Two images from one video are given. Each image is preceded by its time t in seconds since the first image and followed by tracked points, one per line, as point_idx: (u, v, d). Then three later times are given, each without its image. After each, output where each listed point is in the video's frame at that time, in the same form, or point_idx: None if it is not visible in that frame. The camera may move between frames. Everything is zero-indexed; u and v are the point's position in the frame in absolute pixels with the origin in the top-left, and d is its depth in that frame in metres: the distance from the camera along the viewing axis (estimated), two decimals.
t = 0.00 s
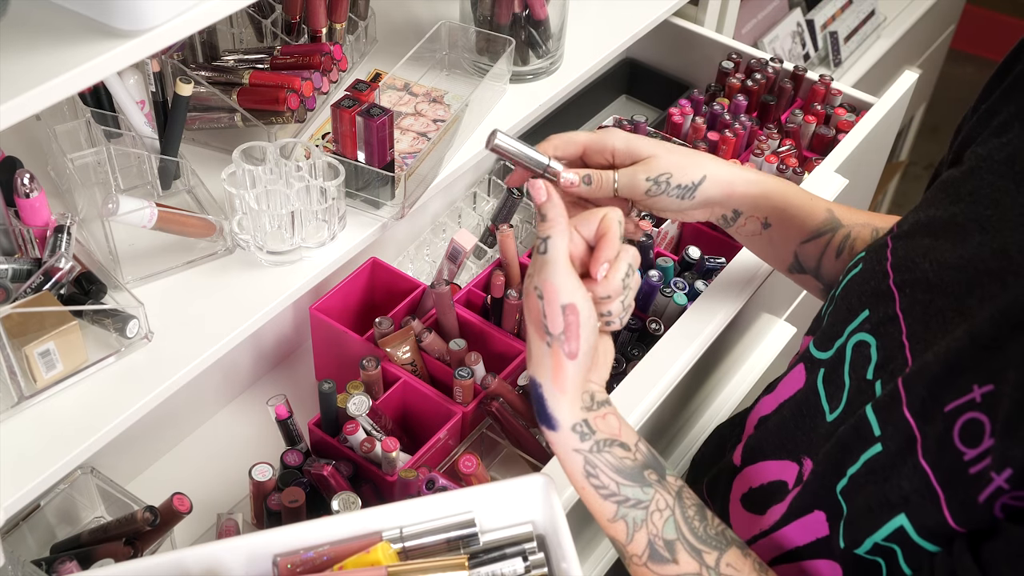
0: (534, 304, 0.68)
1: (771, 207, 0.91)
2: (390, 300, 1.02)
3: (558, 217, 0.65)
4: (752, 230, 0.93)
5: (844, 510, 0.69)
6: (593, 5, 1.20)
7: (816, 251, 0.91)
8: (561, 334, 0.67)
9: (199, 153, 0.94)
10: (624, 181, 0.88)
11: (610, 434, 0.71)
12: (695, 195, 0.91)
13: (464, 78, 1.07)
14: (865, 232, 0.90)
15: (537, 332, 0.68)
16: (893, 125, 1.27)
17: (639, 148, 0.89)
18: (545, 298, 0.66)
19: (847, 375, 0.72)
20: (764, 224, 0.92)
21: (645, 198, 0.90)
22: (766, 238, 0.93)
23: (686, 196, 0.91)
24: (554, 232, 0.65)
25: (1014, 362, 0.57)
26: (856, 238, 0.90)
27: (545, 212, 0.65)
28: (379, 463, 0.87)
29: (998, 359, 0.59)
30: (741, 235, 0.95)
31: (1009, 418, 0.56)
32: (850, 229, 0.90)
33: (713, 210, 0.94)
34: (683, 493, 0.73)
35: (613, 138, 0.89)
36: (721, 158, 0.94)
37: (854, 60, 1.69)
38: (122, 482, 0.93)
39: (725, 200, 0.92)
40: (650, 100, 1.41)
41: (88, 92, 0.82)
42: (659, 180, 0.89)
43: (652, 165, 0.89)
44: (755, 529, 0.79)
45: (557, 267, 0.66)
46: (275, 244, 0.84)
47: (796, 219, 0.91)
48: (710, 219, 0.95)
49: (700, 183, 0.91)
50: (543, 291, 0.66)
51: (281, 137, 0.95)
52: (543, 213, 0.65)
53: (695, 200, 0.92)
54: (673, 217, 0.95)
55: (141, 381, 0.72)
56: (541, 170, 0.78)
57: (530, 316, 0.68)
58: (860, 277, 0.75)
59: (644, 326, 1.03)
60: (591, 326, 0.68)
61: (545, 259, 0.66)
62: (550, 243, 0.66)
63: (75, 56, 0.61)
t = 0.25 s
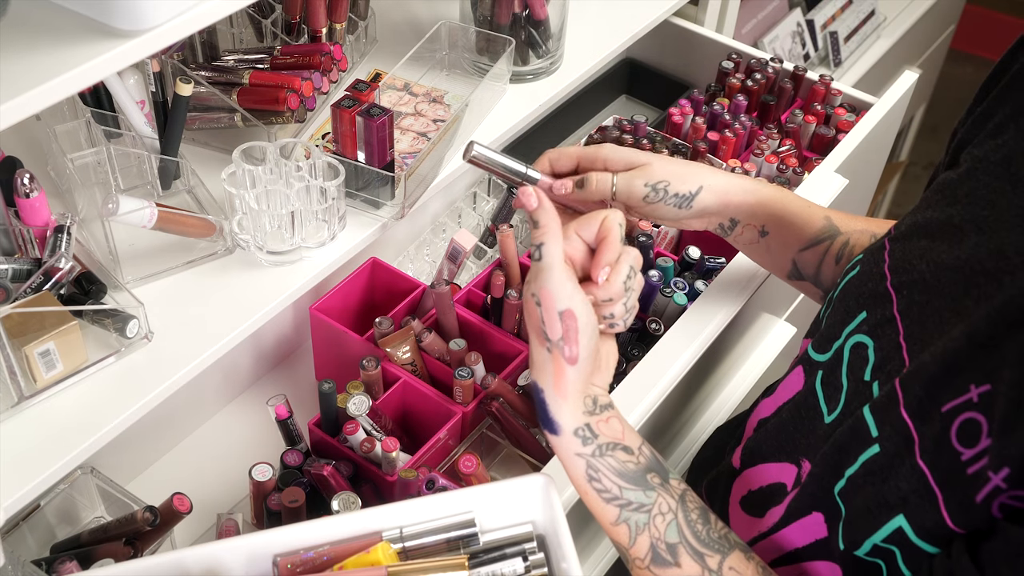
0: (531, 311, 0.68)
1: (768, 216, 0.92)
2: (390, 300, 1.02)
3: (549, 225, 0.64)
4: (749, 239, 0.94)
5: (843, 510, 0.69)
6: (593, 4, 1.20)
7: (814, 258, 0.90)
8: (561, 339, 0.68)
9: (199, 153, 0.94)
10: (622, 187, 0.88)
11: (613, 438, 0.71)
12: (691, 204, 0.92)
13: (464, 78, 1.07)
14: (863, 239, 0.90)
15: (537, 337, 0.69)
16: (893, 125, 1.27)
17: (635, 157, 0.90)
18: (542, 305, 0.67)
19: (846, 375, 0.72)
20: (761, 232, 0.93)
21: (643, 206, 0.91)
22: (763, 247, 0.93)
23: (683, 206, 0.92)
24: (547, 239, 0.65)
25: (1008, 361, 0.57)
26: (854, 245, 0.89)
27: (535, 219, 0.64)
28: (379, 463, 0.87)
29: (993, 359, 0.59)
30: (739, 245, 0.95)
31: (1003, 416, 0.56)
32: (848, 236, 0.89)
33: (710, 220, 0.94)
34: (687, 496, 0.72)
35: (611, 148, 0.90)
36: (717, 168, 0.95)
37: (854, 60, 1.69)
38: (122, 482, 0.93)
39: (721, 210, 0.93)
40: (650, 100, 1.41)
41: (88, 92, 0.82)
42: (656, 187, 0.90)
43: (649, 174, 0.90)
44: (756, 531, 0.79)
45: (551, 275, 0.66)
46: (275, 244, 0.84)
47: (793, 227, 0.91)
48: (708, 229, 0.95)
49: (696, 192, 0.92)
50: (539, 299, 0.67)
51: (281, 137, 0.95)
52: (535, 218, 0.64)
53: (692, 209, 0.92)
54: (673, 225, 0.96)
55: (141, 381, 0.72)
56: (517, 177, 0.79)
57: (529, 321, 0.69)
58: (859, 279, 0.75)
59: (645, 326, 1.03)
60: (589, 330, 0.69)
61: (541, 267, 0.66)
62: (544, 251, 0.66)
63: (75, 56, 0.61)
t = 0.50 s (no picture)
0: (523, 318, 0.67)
1: (772, 213, 0.92)
2: (389, 300, 1.02)
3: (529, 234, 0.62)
4: (753, 237, 0.94)
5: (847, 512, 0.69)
6: (593, 4, 1.20)
7: (817, 257, 0.91)
8: (555, 344, 0.67)
9: (199, 153, 0.94)
10: (628, 186, 0.87)
11: (618, 440, 0.71)
12: (697, 200, 0.91)
13: (464, 78, 1.07)
14: (865, 237, 0.90)
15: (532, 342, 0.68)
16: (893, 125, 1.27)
17: (640, 155, 0.89)
18: (533, 312, 0.66)
19: (848, 377, 0.72)
20: (765, 229, 0.93)
21: (648, 203, 0.90)
22: (766, 245, 0.93)
23: (688, 202, 0.91)
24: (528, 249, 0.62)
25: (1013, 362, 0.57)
26: (857, 243, 0.90)
27: (515, 228, 0.61)
28: (379, 463, 0.87)
29: (997, 360, 0.59)
30: (741, 242, 0.95)
31: (1008, 419, 0.56)
32: (851, 235, 0.90)
33: (714, 217, 0.94)
34: (691, 498, 0.73)
35: (614, 143, 0.89)
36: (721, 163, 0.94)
37: (854, 60, 1.69)
38: (122, 482, 0.93)
39: (725, 207, 0.93)
40: (649, 100, 1.41)
41: (88, 92, 0.82)
42: (661, 184, 0.89)
43: (654, 171, 0.89)
44: (758, 532, 0.80)
45: (537, 282, 0.65)
46: (275, 244, 0.84)
47: (797, 225, 0.91)
48: (710, 226, 0.95)
49: (701, 189, 0.91)
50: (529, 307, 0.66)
51: (281, 137, 0.95)
52: (514, 227, 0.62)
53: (696, 205, 0.92)
54: (675, 222, 0.95)
55: (140, 381, 0.72)
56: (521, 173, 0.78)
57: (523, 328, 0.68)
58: (862, 280, 0.75)
59: (645, 326, 1.03)
60: (583, 331, 0.68)
61: (526, 276, 0.65)
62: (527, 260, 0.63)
63: (74, 56, 0.61)
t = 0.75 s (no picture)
0: (507, 335, 0.67)
1: (782, 213, 0.92)
2: (390, 300, 1.02)
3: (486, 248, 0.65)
4: (760, 236, 0.94)
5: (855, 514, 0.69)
6: (592, 4, 1.20)
7: (824, 257, 0.91)
8: (542, 348, 0.66)
9: (199, 153, 0.94)
10: (639, 186, 0.87)
11: (631, 440, 0.71)
12: (707, 198, 0.91)
13: (464, 78, 1.07)
14: (872, 238, 0.90)
15: (521, 357, 0.67)
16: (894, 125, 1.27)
17: (650, 155, 0.90)
18: (514, 324, 0.66)
19: (856, 378, 0.72)
20: (773, 229, 0.92)
21: (658, 202, 0.90)
22: (774, 245, 0.93)
23: (698, 200, 0.91)
24: (490, 261, 0.65)
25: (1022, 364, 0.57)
26: (864, 244, 0.90)
27: (477, 243, 0.66)
28: (379, 463, 0.87)
29: (1006, 362, 0.59)
30: (749, 242, 0.95)
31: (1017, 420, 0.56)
32: (858, 236, 0.90)
33: (722, 217, 0.94)
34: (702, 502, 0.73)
35: (621, 145, 0.89)
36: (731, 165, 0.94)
37: (854, 59, 1.69)
38: (122, 483, 0.93)
39: (734, 206, 0.93)
40: (649, 100, 1.41)
41: (88, 92, 0.82)
42: (672, 183, 0.89)
43: (665, 169, 0.89)
44: (764, 532, 0.80)
45: (511, 291, 0.65)
46: (275, 244, 0.84)
47: (804, 225, 0.91)
48: (718, 226, 0.95)
49: (711, 187, 0.91)
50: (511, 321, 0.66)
51: (281, 137, 0.95)
52: (475, 244, 0.66)
53: (706, 204, 0.92)
54: (684, 222, 0.95)
55: (140, 381, 0.72)
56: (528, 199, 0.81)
57: (507, 346, 0.68)
58: (869, 281, 0.75)
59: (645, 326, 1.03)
60: (567, 331, 0.68)
61: (497, 289, 0.66)
62: (493, 272, 0.65)
63: (73, 55, 0.61)
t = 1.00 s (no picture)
0: (537, 323, 0.67)
1: (783, 214, 0.92)
2: (389, 300, 1.02)
3: (513, 239, 0.66)
4: (762, 236, 0.94)
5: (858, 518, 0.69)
6: (592, 4, 1.20)
7: (826, 257, 0.90)
8: (571, 333, 0.68)
9: (199, 153, 0.94)
10: (640, 187, 0.87)
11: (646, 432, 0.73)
12: (708, 199, 0.91)
13: (464, 78, 1.07)
14: (875, 237, 0.90)
15: (548, 346, 0.68)
16: (894, 125, 1.27)
17: (650, 156, 0.90)
18: (545, 309, 0.67)
19: (859, 382, 0.72)
20: (774, 229, 0.92)
21: (659, 204, 0.90)
22: (775, 245, 0.93)
23: (698, 201, 0.91)
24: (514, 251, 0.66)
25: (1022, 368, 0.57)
26: (866, 243, 0.89)
27: (500, 236, 0.66)
28: (379, 463, 0.87)
29: (1008, 367, 0.59)
30: (751, 243, 0.95)
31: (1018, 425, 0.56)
32: (859, 235, 0.90)
33: (724, 217, 0.94)
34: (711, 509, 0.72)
35: (622, 146, 0.89)
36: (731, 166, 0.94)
37: (853, 59, 1.69)
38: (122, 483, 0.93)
39: (735, 206, 0.93)
40: (649, 100, 1.41)
41: (88, 92, 0.82)
42: (672, 184, 0.89)
43: (665, 171, 0.89)
44: (766, 535, 0.80)
45: (539, 276, 0.66)
46: (275, 244, 0.84)
47: (806, 225, 0.91)
48: (719, 227, 0.95)
49: (712, 188, 0.91)
50: (542, 306, 0.67)
51: (281, 137, 0.95)
52: (500, 236, 0.66)
53: (707, 205, 0.92)
54: (685, 224, 0.95)
55: (140, 381, 0.72)
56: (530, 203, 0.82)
57: (535, 337, 0.68)
58: (871, 284, 0.75)
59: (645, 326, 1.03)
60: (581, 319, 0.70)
61: (526, 277, 0.66)
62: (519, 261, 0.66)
63: (73, 55, 0.61)
